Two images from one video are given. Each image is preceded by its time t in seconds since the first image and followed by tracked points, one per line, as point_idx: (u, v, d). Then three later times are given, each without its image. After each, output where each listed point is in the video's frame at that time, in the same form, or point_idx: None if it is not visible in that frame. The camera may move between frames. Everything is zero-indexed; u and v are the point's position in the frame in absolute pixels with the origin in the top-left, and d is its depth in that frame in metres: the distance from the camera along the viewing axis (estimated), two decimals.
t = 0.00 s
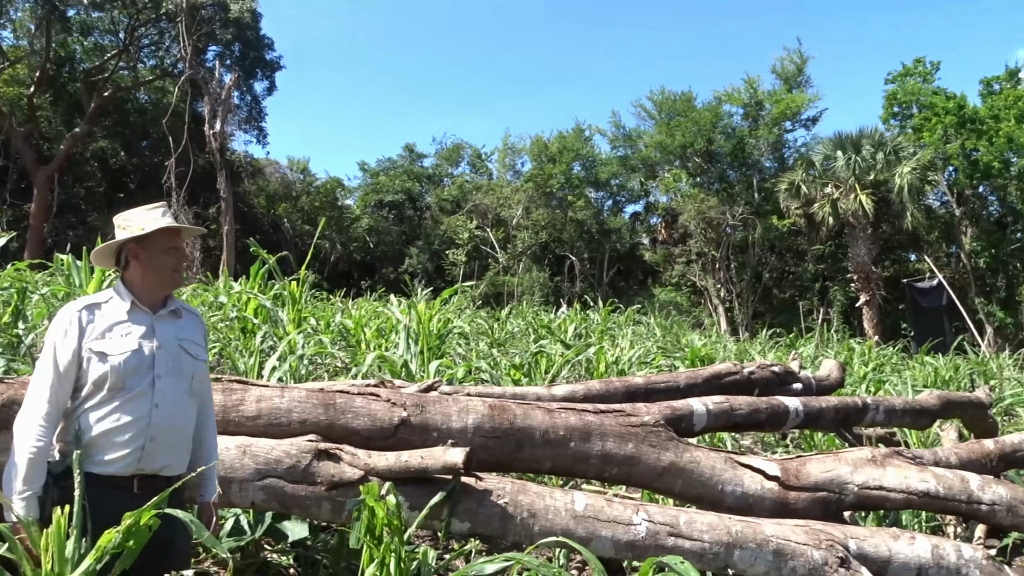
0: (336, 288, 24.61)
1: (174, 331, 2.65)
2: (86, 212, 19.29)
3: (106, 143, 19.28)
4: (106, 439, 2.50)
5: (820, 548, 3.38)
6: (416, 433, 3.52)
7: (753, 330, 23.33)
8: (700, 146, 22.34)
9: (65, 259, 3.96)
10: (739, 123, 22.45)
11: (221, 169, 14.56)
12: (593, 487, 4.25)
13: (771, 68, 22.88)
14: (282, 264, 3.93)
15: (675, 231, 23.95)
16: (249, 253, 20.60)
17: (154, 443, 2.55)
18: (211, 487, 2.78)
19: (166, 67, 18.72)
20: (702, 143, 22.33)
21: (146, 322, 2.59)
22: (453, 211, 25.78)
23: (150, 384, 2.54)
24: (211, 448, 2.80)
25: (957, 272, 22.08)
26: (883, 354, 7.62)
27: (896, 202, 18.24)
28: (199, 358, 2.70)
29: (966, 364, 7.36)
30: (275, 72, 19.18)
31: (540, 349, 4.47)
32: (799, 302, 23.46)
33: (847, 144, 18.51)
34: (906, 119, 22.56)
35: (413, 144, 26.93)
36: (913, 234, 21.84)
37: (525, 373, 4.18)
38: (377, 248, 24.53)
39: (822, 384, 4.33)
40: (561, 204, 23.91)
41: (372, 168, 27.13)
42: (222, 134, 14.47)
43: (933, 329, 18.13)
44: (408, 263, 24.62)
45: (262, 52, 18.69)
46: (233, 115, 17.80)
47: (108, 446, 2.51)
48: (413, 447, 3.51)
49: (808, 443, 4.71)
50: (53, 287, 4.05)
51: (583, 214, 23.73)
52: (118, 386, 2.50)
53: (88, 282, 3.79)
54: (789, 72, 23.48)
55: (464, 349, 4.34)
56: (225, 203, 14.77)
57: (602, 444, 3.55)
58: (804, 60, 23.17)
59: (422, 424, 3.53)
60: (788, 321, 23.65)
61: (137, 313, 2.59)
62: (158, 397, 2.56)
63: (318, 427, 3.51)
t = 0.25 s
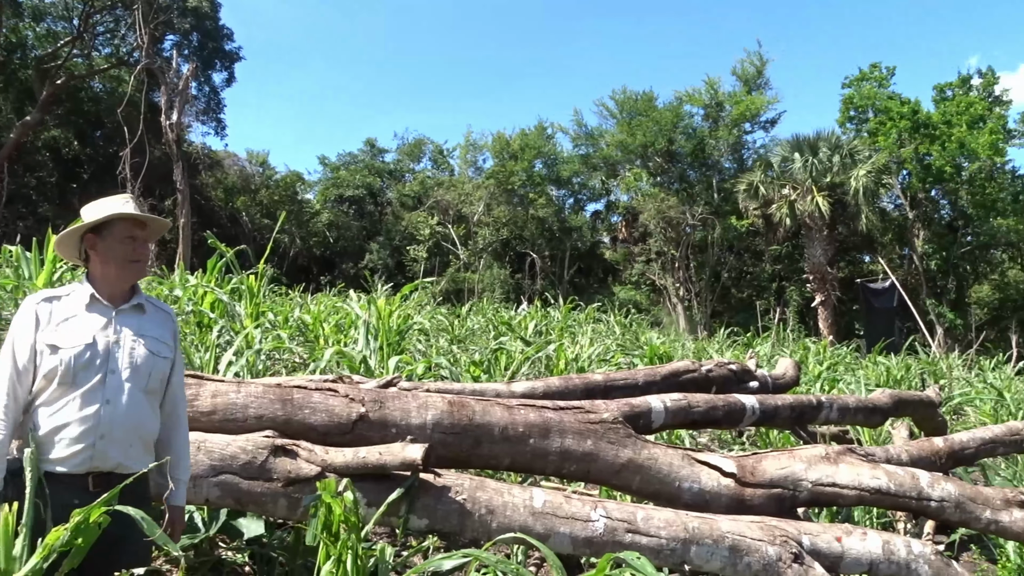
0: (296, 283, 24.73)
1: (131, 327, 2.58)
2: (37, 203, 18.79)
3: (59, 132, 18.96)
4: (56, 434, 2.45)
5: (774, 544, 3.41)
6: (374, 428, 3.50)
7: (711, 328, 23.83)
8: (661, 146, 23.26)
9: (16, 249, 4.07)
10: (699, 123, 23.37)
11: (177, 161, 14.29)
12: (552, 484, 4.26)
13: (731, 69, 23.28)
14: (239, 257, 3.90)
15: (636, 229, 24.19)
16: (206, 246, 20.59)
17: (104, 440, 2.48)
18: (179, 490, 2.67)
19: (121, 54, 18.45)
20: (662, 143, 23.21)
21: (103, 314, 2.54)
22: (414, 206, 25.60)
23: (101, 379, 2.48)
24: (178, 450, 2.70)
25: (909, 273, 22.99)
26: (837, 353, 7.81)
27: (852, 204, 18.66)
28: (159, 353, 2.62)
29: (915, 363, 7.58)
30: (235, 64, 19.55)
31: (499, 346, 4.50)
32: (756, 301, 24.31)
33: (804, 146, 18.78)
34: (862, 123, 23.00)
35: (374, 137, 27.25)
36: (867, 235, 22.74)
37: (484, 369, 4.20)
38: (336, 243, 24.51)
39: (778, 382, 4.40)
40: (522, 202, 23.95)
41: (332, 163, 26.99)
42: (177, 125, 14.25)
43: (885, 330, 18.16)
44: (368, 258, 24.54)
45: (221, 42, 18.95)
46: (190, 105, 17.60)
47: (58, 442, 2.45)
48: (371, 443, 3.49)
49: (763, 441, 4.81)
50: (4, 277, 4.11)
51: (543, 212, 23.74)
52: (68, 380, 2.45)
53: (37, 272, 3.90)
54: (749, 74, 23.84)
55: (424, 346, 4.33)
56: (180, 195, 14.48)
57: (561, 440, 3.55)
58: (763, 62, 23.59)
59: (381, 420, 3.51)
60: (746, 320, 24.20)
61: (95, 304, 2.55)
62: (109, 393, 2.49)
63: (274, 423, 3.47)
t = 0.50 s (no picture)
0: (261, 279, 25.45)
1: (97, 327, 2.54)
2: None
3: (16, 122, 18.57)
4: (14, 435, 2.40)
5: (736, 539, 3.43)
6: (337, 425, 3.47)
7: (675, 326, 24.15)
8: (627, 144, 23.47)
9: None
10: (665, 123, 23.60)
11: (138, 152, 14.10)
12: (516, 481, 4.27)
13: (696, 69, 23.60)
14: (201, 252, 3.87)
15: (601, 227, 24.50)
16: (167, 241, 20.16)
17: (62, 443, 2.41)
18: (152, 492, 2.58)
19: (81, 44, 18.23)
20: (628, 141, 23.44)
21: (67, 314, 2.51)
22: (380, 202, 26.36)
23: (60, 380, 2.43)
24: (151, 452, 2.62)
25: (870, 272, 23.65)
26: (797, 351, 7.97)
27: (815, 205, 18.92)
28: (126, 354, 2.56)
29: (874, 361, 7.75)
30: (197, 57, 19.68)
31: (464, 343, 4.50)
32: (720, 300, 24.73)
33: (767, 147, 18.96)
34: (824, 124, 23.49)
35: (339, 134, 28.31)
36: (828, 235, 22.95)
37: (448, 366, 4.19)
38: (301, 239, 25.25)
39: (740, 379, 4.45)
40: (488, 199, 24.46)
41: (298, 157, 27.90)
42: (139, 117, 14.16)
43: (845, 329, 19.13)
44: (333, 254, 25.13)
45: (184, 35, 19.06)
46: (153, 97, 17.48)
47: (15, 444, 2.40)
48: (333, 440, 3.46)
49: (726, 438, 4.86)
50: None
51: (509, 209, 24.24)
52: (29, 380, 2.41)
53: None
54: (714, 75, 24.14)
55: (388, 343, 4.32)
56: (142, 187, 14.33)
57: (525, 437, 3.55)
58: (728, 63, 23.89)
59: (343, 416, 3.48)
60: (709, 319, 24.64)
61: (61, 304, 2.52)
62: (69, 393, 2.43)
63: (234, 419, 3.42)
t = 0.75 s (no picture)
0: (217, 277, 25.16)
1: (43, 322, 2.47)
2: None
3: None
4: None
5: (692, 535, 3.46)
6: (293, 424, 3.44)
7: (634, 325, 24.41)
8: (587, 143, 23.76)
9: None
10: (623, 122, 24.13)
11: (89, 147, 13.97)
12: (475, 479, 4.27)
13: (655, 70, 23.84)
14: (153, 249, 3.82)
15: (561, 227, 24.72)
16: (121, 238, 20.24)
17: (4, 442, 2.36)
18: (107, 487, 2.47)
19: (31, 37, 17.87)
20: (588, 140, 23.76)
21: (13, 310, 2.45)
22: (338, 199, 26.12)
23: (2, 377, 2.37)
24: (103, 448, 2.52)
25: (824, 271, 24.04)
26: (754, 349, 8.09)
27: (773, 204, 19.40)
28: (72, 350, 2.48)
29: (828, 359, 7.91)
30: (152, 50, 19.36)
31: (422, 342, 4.50)
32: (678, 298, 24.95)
33: (725, 147, 19.92)
34: (779, 125, 23.88)
35: (298, 131, 28.28)
36: (784, 236, 23.17)
37: (407, 365, 4.21)
38: (259, 237, 25.22)
39: (697, 377, 4.50)
40: (448, 197, 24.45)
41: (255, 153, 27.74)
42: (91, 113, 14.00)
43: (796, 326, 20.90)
44: (292, 252, 24.96)
45: (138, 28, 18.79)
46: (106, 91, 17.27)
47: None
48: (289, 439, 3.43)
49: (683, 435, 4.94)
50: None
51: (470, 208, 24.27)
52: None
53: None
54: (673, 75, 24.38)
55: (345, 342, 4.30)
56: (93, 183, 14.23)
57: (483, 435, 3.55)
58: (686, 63, 24.17)
59: (300, 415, 3.45)
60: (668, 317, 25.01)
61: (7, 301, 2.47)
62: (11, 391, 2.38)
63: (188, 419, 3.37)
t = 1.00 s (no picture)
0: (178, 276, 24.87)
1: None
2: None
3: None
4: None
5: (654, 535, 3.48)
6: (254, 426, 3.40)
7: (598, 326, 24.59)
8: (553, 144, 23.70)
9: None
10: (590, 124, 23.93)
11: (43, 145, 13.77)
12: (438, 481, 4.26)
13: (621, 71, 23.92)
14: (112, 248, 3.77)
15: (527, 227, 24.81)
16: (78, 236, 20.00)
17: None
18: (49, 492, 2.41)
19: None
20: (554, 141, 23.69)
21: None
22: (303, 198, 26.05)
23: None
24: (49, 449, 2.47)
25: (786, 273, 24.44)
26: (717, 350, 8.18)
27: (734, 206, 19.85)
28: (21, 350, 2.43)
29: (789, 360, 8.02)
30: (111, 45, 19.10)
31: (387, 343, 4.50)
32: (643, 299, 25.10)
33: (688, 149, 19.84)
34: (743, 128, 24.11)
35: (262, 129, 28.15)
36: (748, 237, 23.59)
37: (372, 366, 4.24)
38: (221, 236, 24.91)
39: (660, 378, 4.54)
40: (413, 197, 24.60)
41: (218, 151, 27.65)
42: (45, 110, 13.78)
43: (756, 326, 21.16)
44: (254, 252, 24.77)
45: (97, 22, 18.49)
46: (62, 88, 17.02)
47: None
48: (250, 441, 3.38)
49: (646, 435, 4.99)
50: None
51: (435, 207, 24.34)
52: None
53: None
54: (637, 77, 24.53)
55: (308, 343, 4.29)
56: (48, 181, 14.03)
57: (447, 437, 3.53)
58: (651, 66, 24.32)
59: (261, 417, 3.41)
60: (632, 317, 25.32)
61: None
62: None
63: (146, 421, 3.31)
